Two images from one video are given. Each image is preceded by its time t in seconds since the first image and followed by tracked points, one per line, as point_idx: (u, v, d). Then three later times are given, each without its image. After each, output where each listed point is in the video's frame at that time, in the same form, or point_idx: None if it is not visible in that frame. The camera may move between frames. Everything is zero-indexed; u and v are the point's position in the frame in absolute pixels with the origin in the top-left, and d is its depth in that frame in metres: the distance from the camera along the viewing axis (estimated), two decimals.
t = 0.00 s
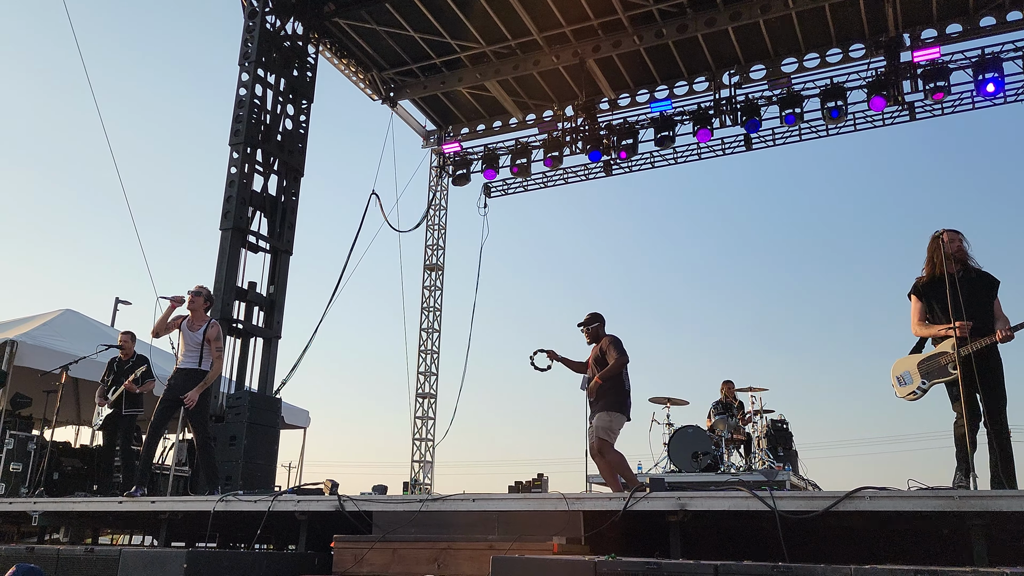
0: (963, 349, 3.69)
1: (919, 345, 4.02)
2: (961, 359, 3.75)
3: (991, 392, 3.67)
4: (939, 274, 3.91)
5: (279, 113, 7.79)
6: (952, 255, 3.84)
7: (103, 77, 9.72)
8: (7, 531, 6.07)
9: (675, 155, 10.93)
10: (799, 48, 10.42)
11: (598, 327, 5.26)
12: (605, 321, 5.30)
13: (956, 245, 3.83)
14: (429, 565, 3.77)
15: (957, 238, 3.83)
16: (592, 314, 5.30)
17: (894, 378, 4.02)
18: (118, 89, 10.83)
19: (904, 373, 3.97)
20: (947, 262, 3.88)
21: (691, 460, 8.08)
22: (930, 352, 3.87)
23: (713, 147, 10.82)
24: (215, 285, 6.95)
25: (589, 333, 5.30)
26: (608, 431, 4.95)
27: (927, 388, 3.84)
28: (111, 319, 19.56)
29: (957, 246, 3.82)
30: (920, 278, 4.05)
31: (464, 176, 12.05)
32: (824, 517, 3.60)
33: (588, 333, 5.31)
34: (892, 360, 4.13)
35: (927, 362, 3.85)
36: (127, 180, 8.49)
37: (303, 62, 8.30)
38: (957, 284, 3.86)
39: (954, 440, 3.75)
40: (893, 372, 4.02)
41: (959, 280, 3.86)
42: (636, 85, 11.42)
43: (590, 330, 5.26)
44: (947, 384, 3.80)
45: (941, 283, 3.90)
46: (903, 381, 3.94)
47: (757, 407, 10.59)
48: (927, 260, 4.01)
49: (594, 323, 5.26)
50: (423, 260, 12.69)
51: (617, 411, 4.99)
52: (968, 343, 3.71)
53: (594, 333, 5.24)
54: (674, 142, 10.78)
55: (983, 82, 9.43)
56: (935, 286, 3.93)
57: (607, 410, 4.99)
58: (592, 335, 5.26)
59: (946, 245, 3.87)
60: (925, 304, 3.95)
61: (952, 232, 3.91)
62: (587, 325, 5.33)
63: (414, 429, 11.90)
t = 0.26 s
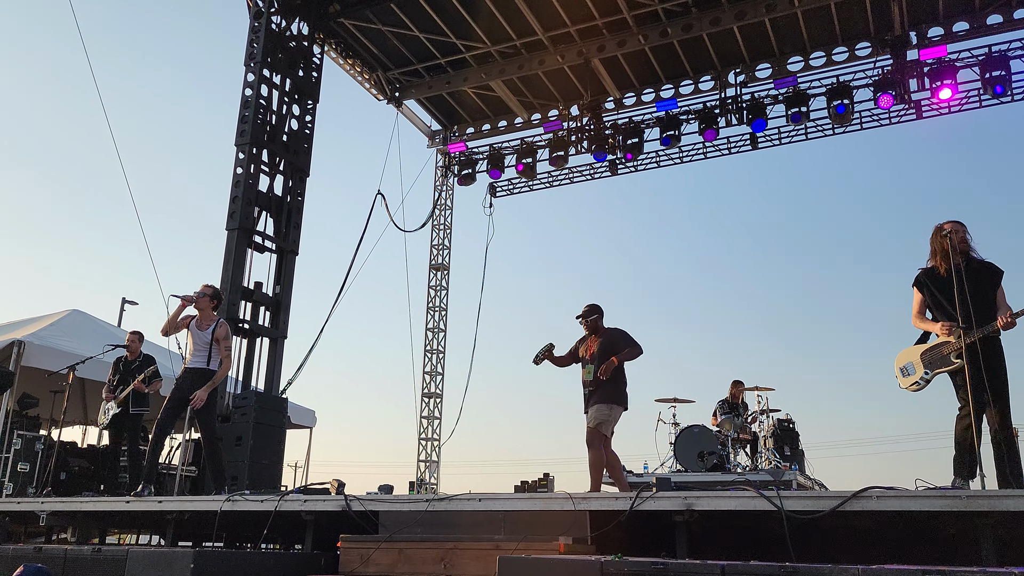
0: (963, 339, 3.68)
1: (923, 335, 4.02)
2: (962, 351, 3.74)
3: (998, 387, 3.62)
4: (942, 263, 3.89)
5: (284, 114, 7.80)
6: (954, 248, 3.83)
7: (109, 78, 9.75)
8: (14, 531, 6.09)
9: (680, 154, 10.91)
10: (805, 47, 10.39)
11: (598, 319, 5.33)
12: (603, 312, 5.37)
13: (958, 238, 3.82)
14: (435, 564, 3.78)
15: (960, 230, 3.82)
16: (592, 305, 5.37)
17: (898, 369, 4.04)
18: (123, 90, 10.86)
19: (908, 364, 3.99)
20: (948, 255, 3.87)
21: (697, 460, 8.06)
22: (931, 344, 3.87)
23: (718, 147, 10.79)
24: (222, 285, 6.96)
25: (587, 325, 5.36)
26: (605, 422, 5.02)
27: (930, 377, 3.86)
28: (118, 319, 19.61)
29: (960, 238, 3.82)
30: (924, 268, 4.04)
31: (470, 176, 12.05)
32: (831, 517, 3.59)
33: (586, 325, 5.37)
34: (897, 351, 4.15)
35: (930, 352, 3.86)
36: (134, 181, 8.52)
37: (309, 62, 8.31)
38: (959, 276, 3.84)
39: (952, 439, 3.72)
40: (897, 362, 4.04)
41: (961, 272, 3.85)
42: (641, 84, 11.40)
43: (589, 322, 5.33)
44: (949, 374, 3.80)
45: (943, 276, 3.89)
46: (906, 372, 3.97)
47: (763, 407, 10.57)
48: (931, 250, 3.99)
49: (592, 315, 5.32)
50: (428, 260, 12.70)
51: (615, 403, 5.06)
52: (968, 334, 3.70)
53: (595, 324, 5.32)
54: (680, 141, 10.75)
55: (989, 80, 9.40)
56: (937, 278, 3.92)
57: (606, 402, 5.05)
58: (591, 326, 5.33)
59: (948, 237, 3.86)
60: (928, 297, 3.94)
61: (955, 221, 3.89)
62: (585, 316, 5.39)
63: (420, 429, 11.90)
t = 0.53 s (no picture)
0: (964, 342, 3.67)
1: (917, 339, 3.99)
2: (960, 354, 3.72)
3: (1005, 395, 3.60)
4: (940, 267, 3.88)
5: (289, 114, 7.81)
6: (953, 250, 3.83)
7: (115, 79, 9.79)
8: (22, 530, 6.12)
9: (685, 153, 10.90)
10: (810, 45, 10.37)
11: (595, 319, 5.34)
12: (601, 312, 5.38)
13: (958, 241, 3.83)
14: (441, 563, 3.78)
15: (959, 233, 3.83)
16: (590, 304, 5.37)
17: (893, 373, 4.00)
18: (129, 90, 10.89)
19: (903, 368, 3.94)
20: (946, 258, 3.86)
21: (703, 459, 8.06)
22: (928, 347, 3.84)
23: (723, 146, 10.77)
24: (227, 285, 6.98)
25: (585, 324, 5.36)
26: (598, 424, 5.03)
27: (927, 382, 3.81)
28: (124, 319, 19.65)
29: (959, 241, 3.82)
30: (919, 271, 4.03)
31: (474, 176, 12.06)
32: (837, 516, 3.58)
33: (583, 324, 5.36)
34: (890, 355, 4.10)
35: (926, 354, 3.81)
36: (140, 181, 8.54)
37: (313, 62, 8.32)
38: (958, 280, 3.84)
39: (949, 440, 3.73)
40: (891, 367, 3.99)
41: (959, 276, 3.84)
42: (646, 83, 11.40)
43: (588, 322, 5.33)
44: (946, 378, 3.77)
45: (941, 278, 3.88)
46: (902, 376, 3.91)
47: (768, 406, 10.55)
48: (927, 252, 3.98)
49: (590, 314, 5.32)
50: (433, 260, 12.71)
51: (614, 405, 5.11)
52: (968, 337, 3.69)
53: (594, 326, 5.33)
54: (684, 140, 10.73)
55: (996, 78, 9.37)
56: (934, 280, 3.91)
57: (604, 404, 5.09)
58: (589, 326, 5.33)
59: (947, 240, 3.86)
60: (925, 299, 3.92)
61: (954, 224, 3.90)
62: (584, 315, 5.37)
63: (425, 428, 11.92)
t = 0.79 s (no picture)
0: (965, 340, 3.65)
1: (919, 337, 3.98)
2: (961, 352, 3.72)
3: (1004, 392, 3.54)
4: (938, 264, 3.87)
5: (293, 113, 7.82)
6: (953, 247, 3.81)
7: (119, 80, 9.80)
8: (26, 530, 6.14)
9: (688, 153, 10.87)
10: (814, 45, 10.36)
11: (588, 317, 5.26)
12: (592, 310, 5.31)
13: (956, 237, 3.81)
14: (444, 564, 3.78)
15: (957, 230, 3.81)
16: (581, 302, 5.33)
17: (895, 370, 4.00)
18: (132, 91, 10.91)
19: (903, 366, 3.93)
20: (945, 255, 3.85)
21: (706, 458, 8.05)
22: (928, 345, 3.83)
23: (727, 145, 10.76)
24: (231, 285, 6.98)
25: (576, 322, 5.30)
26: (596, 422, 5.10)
27: (927, 380, 3.79)
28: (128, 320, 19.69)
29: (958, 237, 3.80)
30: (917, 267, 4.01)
31: (477, 176, 12.05)
32: (841, 516, 3.58)
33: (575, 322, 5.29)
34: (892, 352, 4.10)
35: (927, 352, 3.81)
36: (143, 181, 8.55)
37: (317, 62, 8.33)
38: (957, 276, 3.82)
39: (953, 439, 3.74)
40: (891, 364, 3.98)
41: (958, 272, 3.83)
42: (649, 82, 11.38)
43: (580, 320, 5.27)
44: (947, 375, 3.76)
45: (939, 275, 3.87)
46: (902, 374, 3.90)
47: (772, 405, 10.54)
48: (925, 251, 3.97)
49: (581, 313, 5.25)
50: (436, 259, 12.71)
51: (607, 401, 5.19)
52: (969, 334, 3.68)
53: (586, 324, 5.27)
54: (688, 140, 10.72)
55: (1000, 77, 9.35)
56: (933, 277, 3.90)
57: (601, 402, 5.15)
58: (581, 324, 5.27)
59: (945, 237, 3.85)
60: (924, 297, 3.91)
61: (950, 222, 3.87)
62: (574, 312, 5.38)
63: (428, 428, 11.92)
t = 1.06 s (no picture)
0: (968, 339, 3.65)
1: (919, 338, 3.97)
2: (964, 352, 3.70)
3: (1014, 392, 3.55)
4: (936, 265, 3.87)
5: (294, 113, 7.82)
6: (951, 247, 3.83)
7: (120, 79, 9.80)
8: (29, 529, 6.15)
9: (690, 151, 10.87)
10: (816, 43, 10.34)
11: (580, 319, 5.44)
12: (587, 313, 5.48)
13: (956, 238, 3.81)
14: (446, 562, 3.79)
15: (956, 230, 3.81)
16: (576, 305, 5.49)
17: (900, 375, 3.97)
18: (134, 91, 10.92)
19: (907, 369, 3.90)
20: (945, 256, 3.85)
21: (708, 457, 8.05)
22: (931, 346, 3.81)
23: (728, 144, 10.75)
24: (233, 285, 6.99)
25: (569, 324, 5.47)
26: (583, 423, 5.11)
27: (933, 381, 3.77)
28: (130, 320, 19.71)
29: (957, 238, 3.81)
30: (916, 270, 4.01)
31: (479, 175, 12.06)
32: (843, 514, 3.58)
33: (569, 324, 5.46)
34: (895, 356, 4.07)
35: (931, 354, 3.79)
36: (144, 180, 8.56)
37: (318, 61, 8.33)
38: (958, 277, 3.82)
39: (955, 437, 3.75)
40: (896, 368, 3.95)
41: (959, 274, 3.83)
42: (651, 81, 11.38)
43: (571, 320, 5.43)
44: (951, 376, 3.75)
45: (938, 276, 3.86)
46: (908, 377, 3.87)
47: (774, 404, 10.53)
48: (921, 253, 3.96)
49: (573, 314, 5.43)
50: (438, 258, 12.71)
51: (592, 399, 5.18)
52: (972, 334, 3.66)
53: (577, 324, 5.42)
54: (689, 138, 10.72)
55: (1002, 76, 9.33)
56: (932, 279, 3.89)
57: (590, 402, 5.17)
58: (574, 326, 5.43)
59: (943, 237, 3.86)
60: (924, 299, 3.90)
61: (948, 223, 3.87)
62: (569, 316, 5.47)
63: (430, 427, 11.93)
